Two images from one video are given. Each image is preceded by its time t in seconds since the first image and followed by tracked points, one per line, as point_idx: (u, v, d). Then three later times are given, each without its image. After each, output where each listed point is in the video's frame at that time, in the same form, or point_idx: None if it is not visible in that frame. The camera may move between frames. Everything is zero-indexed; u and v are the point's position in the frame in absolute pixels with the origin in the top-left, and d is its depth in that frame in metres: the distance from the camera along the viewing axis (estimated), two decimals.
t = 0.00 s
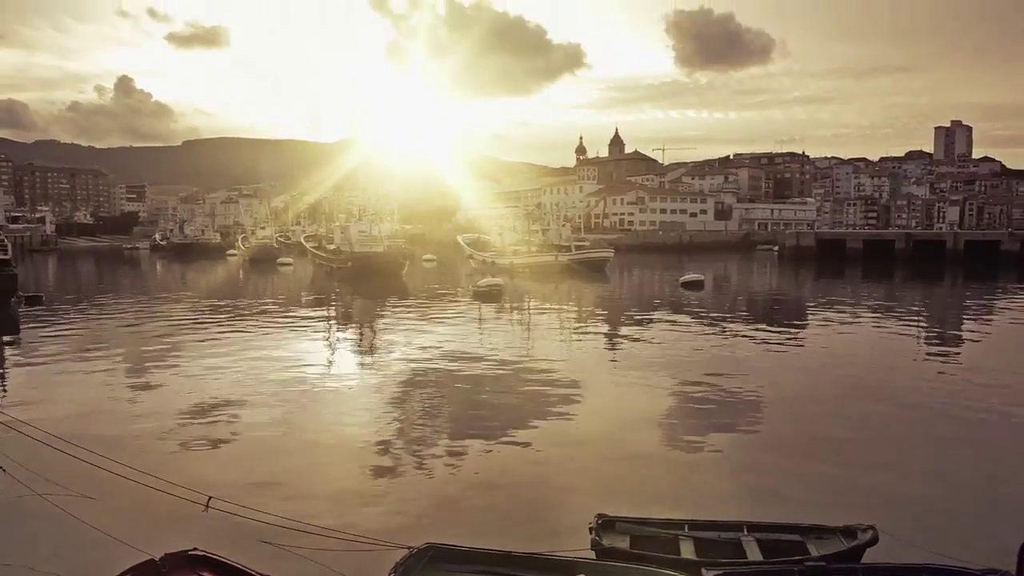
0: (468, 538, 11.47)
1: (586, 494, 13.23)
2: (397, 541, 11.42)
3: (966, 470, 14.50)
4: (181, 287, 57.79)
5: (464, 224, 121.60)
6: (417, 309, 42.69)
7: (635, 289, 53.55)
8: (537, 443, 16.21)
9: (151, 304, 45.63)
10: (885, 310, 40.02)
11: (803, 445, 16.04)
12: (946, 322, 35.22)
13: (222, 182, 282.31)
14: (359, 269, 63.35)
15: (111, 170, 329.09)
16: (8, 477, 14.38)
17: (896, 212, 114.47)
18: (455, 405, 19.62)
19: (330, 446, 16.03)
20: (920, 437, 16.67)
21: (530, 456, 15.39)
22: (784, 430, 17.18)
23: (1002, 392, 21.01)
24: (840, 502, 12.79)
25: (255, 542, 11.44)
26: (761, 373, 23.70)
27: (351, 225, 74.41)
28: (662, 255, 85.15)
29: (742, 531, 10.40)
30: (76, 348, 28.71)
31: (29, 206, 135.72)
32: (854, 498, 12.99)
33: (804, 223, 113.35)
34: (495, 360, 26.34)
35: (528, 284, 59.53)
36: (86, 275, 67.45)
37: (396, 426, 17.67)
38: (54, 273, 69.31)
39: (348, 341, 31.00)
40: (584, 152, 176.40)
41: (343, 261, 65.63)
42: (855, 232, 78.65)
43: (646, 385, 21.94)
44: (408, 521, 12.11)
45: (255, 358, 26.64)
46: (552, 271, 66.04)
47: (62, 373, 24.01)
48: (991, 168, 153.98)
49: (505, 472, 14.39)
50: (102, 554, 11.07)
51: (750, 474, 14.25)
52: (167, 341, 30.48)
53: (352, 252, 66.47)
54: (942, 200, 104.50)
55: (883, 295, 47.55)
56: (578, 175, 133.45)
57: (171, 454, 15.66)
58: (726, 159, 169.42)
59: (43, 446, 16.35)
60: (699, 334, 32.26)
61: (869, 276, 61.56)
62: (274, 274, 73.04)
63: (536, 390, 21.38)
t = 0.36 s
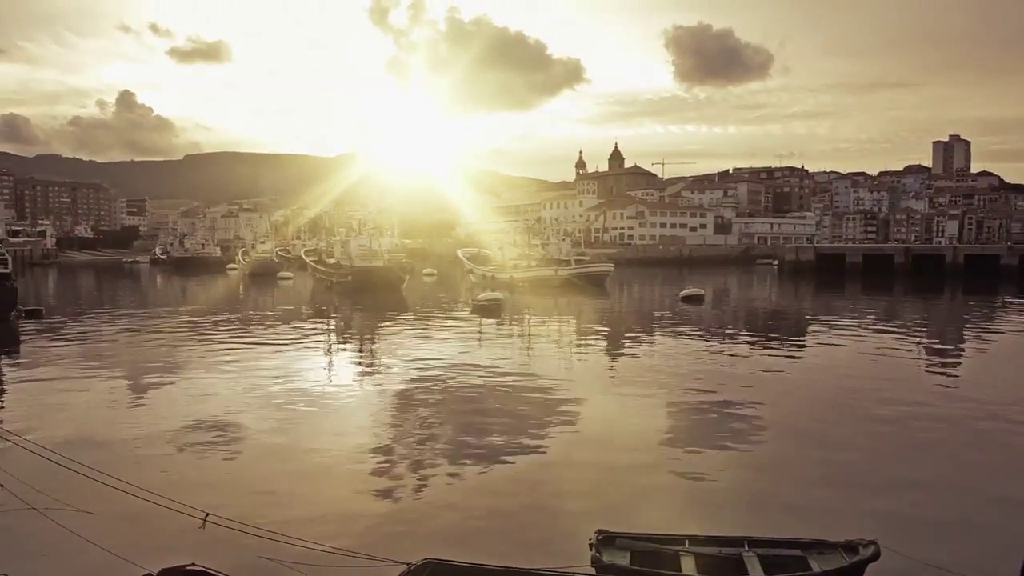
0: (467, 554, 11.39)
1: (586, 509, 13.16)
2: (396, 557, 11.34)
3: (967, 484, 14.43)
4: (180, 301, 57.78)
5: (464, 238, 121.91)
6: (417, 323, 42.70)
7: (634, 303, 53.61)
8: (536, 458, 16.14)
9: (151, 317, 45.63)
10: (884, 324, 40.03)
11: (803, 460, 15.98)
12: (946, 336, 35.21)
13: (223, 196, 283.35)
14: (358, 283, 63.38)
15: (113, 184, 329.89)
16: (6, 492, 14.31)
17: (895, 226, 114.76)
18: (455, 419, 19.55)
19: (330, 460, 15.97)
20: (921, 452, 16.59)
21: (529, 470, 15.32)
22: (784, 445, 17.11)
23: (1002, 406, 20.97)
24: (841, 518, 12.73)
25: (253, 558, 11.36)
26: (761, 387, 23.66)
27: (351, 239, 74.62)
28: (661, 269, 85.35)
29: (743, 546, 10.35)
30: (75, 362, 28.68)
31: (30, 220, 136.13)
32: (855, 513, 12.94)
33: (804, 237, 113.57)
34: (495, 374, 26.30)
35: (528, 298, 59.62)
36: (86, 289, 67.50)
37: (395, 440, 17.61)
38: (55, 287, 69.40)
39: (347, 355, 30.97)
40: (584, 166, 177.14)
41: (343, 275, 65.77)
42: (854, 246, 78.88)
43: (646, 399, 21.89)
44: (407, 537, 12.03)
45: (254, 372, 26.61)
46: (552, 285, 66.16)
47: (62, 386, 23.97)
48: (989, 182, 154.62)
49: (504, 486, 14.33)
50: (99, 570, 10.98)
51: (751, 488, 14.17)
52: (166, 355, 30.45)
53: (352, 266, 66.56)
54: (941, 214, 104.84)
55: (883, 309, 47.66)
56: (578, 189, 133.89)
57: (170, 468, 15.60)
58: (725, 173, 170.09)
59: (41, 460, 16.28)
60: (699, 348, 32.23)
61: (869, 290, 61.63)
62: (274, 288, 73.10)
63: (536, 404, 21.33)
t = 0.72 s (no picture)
0: (467, 568, 11.34)
1: (586, 522, 13.11)
2: (394, 571, 11.28)
3: (969, 498, 14.37)
4: (181, 314, 57.84)
5: (464, 251, 122.07)
6: (417, 336, 42.73)
7: (634, 316, 53.64)
8: (537, 471, 16.07)
9: (151, 330, 45.62)
10: (885, 337, 40.01)
11: (804, 473, 15.92)
12: (947, 349, 35.22)
13: (223, 209, 284.36)
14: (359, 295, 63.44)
15: (114, 197, 330.70)
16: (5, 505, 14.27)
17: (895, 239, 114.95)
18: (455, 432, 19.52)
19: (329, 474, 15.90)
20: (923, 465, 16.53)
21: (529, 483, 15.25)
22: (785, 458, 17.07)
23: (1004, 420, 20.89)
24: (843, 531, 12.65)
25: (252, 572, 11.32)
26: (762, 400, 23.64)
27: (351, 252, 74.72)
28: (661, 282, 85.46)
29: (743, 561, 10.31)
30: (75, 375, 28.66)
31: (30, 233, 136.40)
32: (856, 526, 12.89)
33: (803, 251, 113.73)
34: (496, 386, 26.27)
35: (528, 311, 59.65)
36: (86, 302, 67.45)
37: (394, 453, 17.54)
38: (55, 300, 69.41)
39: (347, 368, 30.96)
40: (583, 180, 177.81)
41: (343, 288, 65.83)
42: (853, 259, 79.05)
43: (647, 412, 21.85)
44: (407, 550, 11.99)
45: (254, 385, 26.57)
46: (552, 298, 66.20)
47: (62, 399, 23.97)
48: (989, 195, 155.16)
49: (504, 500, 14.26)
50: None
51: (753, 502, 14.12)
52: (166, 368, 30.42)
53: (352, 279, 66.65)
54: (941, 228, 105.15)
55: (883, 322, 47.67)
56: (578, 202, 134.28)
57: (170, 481, 15.55)
58: (724, 186, 170.60)
59: (40, 473, 16.24)
60: (699, 361, 32.22)
61: (869, 303, 61.61)
62: (274, 301, 73.12)
63: (537, 418, 21.30)
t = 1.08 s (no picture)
0: None
1: (587, 535, 13.02)
2: None
3: (972, 511, 14.29)
4: (180, 325, 57.76)
5: (464, 263, 122.09)
6: (416, 348, 42.67)
7: (634, 328, 53.56)
8: (538, 483, 15.99)
9: (151, 342, 45.53)
10: (886, 349, 39.94)
11: (806, 486, 15.85)
12: (948, 361, 35.13)
13: (223, 221, 285.08)
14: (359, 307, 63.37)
15: (114, 209, 330.99)
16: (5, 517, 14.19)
17: (894, 251, 115.07)
18: (455, 445, 19.42)
19: (329, 486, 15.81)
20: (925, 477, 16.45)
21: (531, 496, 15.16)
22: (786, 470, 16.98)
23: (1006, 432, 20.81)
24: (845, 545, 12.57)
25: None
26: (763, 412, 23.55)
27: (351, 263, 74.74)
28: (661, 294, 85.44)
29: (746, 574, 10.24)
30: (73, 386, 28.56)
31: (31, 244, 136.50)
32: (858, 540, 12.80)
33: (803, 262, 113.81)
34: (496, 399, 26.17)
35: (528, 323, 59.61)
36: (85, 313, 67.34)
37: (395, 465, 17.44)
38: (54, 312, 69.27)
39: (347, 380, 30.85)
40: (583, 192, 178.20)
41: (343, 300, 65.80)
42: (853, 271, 79.12)
43: (648, 425, 21.75)
44: (407, 563, 11.89)
45: (253, 397, 26.46)
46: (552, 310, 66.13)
47: (60, 411, 23.85)
48: (988, 207, 155.54)
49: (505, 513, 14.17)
50: None
51: (754, 515, 14.03)
52: (165, 379, 30.29)
53: (351, 291, 66.57)
54: (940, 239, 105.30)
55: (883, 334, 47.59)
56: (577, 214, 134.57)
57: (170, 493, 15.46)
58: (724, 198, 170.92)
59: (39, 485, 16.16)
60: (700, 373, 32.13)
61: (869, 315, 61.60)
62: (273, 313, 73.04)
63: (538, 430, 21.21)
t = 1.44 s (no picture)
0: None
1: (587, 545, 13.01)
2: None
3: (972, 521, 14.28)
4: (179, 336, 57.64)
5: (464, 274, 122.17)
6: (415, 359, 42.61)
7: (633, 340, 53.53)
8: (537, 494, 15.95)
9: (149, 353, 45.42)
10: (885, 360, 39.93)
11: (807, 496, 15.82)
12: (947, 372, 35.13)
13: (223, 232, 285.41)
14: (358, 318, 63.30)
15: (113, 220, 330.81)
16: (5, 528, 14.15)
17: (893, 262, 115.32)
18: (455, 456, 19.35)
19: (329, 497, 15.75)
20: (925, 488, 16.43)
21: (530, 506, 15.12)
22: (787, 481, 16.95)
23: (1006, 443, 20.80)
24: (845, 555, 12.54)
25: None
26: (763, 423, 23.50)
27: (350, 275, 74.64)
28: (660, 305, 85.45)
29: None
30: (71, 397, 28.44)
31: (30, 255, 136.37)
32: (859, 550, 12.78)
33: (802, 273, 113.89)
34: (495, 410, 26.11)
35: (527, 334, 59.58)
36: (83, 325, 67.20)
37: (394, 476, 17.38)
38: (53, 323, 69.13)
39: (346, 391, 30.77)
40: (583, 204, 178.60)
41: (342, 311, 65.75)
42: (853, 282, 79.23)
43: (648, 436, 21.69)
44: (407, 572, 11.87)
45: (252, 408, 26.36)
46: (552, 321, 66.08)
47: (58, 422, 23.74)
48: (986, 219, 156.17)
49: (504, 523, 14.13)
50: None
51: (754, 525, 14.00)
52: (163, 391, 30.17)
53: (350, 302, 66.53)
54: (939, 251, 105.58)
55: (883, 345, 47.59)
56: (577, 225, 134.62)
57: (169, 504, 15.41)
58: (722, 210, 171.16)
59: (38, 496, 16.09)
60: (699, 384, 32.09)
61: (869, 326, 61.64)
62: (272, 324, 72.96)
63: (537, 441, 21.13)
